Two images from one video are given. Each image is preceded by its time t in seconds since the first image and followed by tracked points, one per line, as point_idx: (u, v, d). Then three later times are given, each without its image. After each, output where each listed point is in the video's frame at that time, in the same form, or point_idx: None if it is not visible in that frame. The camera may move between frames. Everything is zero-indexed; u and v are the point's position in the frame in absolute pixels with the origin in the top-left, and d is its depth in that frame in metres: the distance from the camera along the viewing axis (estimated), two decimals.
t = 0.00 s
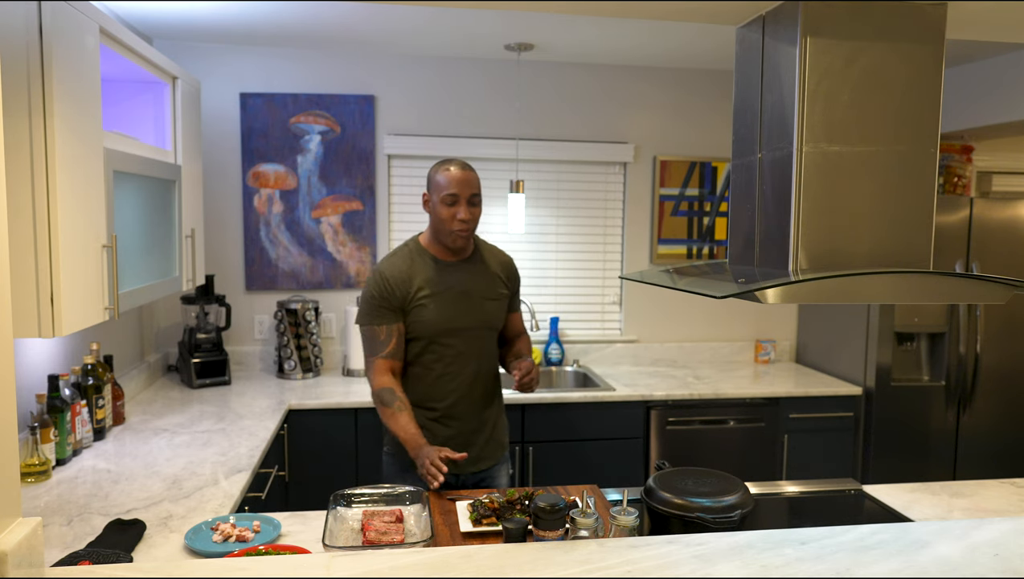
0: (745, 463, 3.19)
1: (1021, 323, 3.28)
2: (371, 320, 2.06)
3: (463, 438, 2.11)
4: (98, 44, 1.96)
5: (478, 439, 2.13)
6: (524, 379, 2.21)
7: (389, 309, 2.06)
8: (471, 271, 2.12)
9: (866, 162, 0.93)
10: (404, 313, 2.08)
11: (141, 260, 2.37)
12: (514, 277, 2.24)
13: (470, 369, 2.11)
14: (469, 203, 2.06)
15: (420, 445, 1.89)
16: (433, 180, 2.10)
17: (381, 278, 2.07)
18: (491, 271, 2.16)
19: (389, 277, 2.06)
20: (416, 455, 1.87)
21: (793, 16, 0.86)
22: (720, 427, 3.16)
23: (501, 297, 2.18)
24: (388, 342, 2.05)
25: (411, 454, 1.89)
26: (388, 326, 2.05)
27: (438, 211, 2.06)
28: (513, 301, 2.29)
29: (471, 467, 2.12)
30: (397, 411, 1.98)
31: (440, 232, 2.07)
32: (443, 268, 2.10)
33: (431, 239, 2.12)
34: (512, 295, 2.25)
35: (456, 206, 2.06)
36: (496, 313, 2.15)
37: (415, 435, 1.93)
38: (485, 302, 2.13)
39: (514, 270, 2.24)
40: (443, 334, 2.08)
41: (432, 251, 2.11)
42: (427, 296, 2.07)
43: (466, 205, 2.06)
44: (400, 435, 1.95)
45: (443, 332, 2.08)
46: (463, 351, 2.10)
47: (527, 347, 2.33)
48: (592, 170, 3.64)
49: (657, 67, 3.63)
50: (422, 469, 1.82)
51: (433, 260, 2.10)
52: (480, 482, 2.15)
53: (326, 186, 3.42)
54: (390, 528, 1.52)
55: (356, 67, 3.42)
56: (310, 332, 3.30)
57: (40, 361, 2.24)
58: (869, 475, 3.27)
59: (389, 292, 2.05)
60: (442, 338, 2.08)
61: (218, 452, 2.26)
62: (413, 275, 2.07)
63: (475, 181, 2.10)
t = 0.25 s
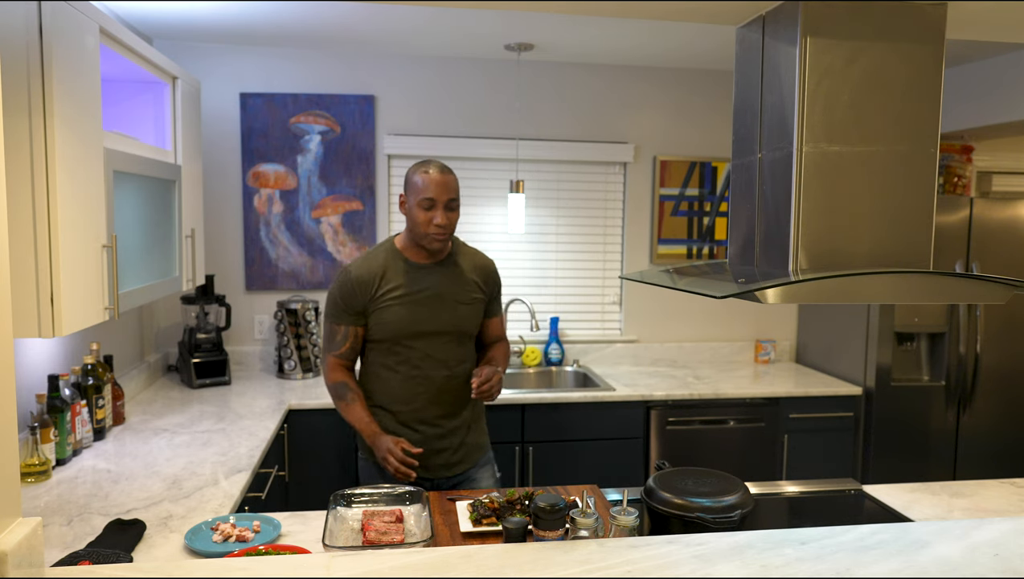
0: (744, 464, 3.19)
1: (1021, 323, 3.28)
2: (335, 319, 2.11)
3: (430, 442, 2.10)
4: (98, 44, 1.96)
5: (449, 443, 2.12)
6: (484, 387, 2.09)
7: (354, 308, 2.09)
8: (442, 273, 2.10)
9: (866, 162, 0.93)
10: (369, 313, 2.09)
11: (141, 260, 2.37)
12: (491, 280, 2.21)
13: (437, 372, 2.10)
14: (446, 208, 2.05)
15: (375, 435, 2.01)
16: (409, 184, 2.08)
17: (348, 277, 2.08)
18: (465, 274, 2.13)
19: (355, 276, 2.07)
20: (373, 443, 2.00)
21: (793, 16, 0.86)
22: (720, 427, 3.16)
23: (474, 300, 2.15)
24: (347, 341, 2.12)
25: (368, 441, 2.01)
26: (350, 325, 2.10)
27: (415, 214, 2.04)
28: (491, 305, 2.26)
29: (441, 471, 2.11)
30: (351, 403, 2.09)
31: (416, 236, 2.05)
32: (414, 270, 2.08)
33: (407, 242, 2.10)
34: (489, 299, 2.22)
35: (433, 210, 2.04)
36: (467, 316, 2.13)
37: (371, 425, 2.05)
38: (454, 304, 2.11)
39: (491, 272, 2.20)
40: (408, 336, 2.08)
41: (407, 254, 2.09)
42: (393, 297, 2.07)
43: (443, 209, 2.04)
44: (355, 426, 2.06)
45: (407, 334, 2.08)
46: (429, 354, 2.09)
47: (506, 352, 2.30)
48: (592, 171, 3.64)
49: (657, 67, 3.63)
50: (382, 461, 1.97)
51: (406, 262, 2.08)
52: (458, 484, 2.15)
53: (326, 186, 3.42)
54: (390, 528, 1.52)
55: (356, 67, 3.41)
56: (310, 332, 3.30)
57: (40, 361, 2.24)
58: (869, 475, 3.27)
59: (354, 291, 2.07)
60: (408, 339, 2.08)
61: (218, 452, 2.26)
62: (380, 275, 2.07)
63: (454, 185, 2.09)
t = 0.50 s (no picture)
0: (744, 464, 3.18)
1: (1021, 323, 3.28)
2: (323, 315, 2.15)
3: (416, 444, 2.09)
4: (98, 44, 1.96)
5: (436, 445, 2.11)
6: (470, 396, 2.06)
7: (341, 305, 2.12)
8: (430, 274, 2.10)
9: (866, 162, 0.93)
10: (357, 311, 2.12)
11: (141, 260, 2.37)
12: (483, 282, 2.19)
13: (422, 373, 2.10)
14: (438, 209, 2.04)
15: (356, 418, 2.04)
16: (403, 183, 2.08)
17: (336, 276, 2.11)
18: (454, 275, 2.12)
19: (343, 274, 2.10)
20: (353, 428, 2.03)
21: (793, 16, 0.86)
22: (720, 427, 3.16)
23: (464, 302, 2.14)
24: (333, 336, 2.16)
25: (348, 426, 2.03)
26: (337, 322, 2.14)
27: (407, 214, 2.04)
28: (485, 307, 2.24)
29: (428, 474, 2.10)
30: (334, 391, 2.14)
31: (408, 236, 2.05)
32: (403, 269, 2.09)
33: (401, 242, 2.11)
34: (481, 300, 2.21)
35: (425, 210, 2.04)
36: (455, 317, 2.12)
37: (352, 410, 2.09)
38: (441, 305, 2.10)
39: (484, 274, 2.19)
40: (393, 336, 2.08)
41: (400, 254, 2.10)
42: (379, 296, 2.09)
43: (435, 210, 2.04)
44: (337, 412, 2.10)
45: (392, 333, 2.08)
46: (413, 354, 2.09)
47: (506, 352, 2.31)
48: (591, 171, 3.64)
49: (657, 67, 3.63)
50: (361, 446, 1.99)
51: (398, 262, 2.09)
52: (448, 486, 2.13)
53: (326, 186, 3.42)
54: (389, 528, 1.52)
55: (356, 67, 3.41)
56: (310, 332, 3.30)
57: (40, 361, 2.24)
58: (869, 475, 3.28)
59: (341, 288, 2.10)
60: (393, 339, 2.08)
61: (217, 452, 2.26)
62: (368, 274, 2.09)
63: (446, 185, 2.08)
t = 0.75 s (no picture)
0: (744, 464, 3.18)
1: (1021, 323, 3.28)
2: (339, 319, 2.13)
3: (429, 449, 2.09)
4: (98, 44, 1.96)
5: (449, 450, 2.10)
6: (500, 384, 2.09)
7: (358, 308, 2.11)
8: (446, 276, 2.10)
9: (866, 162, 0.93)
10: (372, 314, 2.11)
11: (141, 260, 2.37)
12: (500, 284, 2.19)
13: (438, 377, 2.09)
14: (458, 211, 2.03)
15: (387, 417, 1.97)
16: (421, 184, 2.07)
17: (351, 277, 2.11)
18: (470, 277, 2.12)
19: (359, 276, 2.10)
20: (384, 427, 1.96)
21: (793, 16, 0.86)
22: (720, 427, 3.16)
23: (479, 304, 2.13)
24: (349, 340, 2.14)
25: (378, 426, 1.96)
26: (353, 325, 2.12)
27: (426, 217, 2.03)
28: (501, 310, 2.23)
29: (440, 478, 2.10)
30: (360, 394, 2.07)
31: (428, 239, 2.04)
32: (419, 271, 2.09)
33: (420, 244, 2.10)
34: (498, 303, 2.20)
35: (444, 213, 2.03)
36: (470, 320, 2.11)
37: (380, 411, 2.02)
38: (457, 308, 2.10)
39: (500, 277, 2.18)
40: (408, 339, 2.08)
41: (420, 256, 2.10)
42: (394, 299, 2.09)
43: (455, 212, 2.03)
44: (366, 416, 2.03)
45: (407, 337, 2.08)
46: (428, 357, 2.09)
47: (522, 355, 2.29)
48: (591, 171, 3.64)
49: (657, 67, 3.63)
50: (392, 443, 1.92)
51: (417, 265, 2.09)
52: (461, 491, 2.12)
53: (325, 186, 3.42)
54: (390, 528, 1.52)
55: (356, 67, 3.41)
56: (310, 332, 3.30)
57: (40, 362, 2.24)
58: (869, 475, 3.28)
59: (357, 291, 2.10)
60: (408, 342, 2.08)
61: (218, 452, 2.26)
62: (383, 275, 2.10)
63: (464, 185, 2.07)
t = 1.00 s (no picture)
0: (744, 464, 3.18)
1: (1021, 323, 3.28)
2: (379, 320, 2.11)
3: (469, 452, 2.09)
4: (98, 44, 1.96)
5: (489, 453, 2.11)
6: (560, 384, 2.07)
7: (398, 310, 2.10)
8: (490, 280, 2.10)
9: (866, 162, 0.93)
10: (413, 316, 2.10)
11: (141, 260, 2.37)
12: (542, 289, 2.19)
13: (480, 381, 2.09)
14: (504, 214, 2.05)
15: (426, 425, 1.91)
16: (467, 187, 2.09)
17: (393, 278, 2.10)
18: (514, 281, 2.12)
19: (401, 277, 2.09)
20: (421, 436, 1.89)
21: (793, 16, 0.85)
22: (720, 427, 3.16)
23: (523, 309, 2.14)
24: (389, 343, 2.10)
25: (416, 435, 1.90)
26: (393, 327, 2.10)
27: (472, 219, 2.05)
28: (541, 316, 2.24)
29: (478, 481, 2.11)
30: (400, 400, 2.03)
31: (472, 241, 2.06)
32: (463, 273, 2.09)
33: (462, 246, 2.11)
34: (539, 309, 2.20)
35: (490, 216, 2.04)
36: (513, 325, 2.12)
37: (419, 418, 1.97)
38: (501, 312, 2.10)
39: (542, 281, 2.19)
40: (450, 342, 2.08)
41: (462, 258, 2.11)
42: (437, 301, 2.08)
43: (501, 215, 2.05)
44: (404, 423, 1.98)
45: (450, 340, 2.07)
46: (471, 361, 2.08)
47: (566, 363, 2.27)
48: (591, 171, 3.64)
49: (657, 66, 3.63)
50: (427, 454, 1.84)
51: (460, 266, 2.10)
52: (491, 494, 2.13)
53: (326, 186, 3.42)
54: (390, 528, 1.52)
55: (356, 67, 3.42)
56: (310, 331, 3.30)
57: (40, 362, 2.24)
58: (869, 475, 3.28)
59: (399, 292, 2.09)
60: (451, 345, 2.08)
61: (218, 453, 2.26)
62: (426, 277, 2.09)
63: (511, 189, 2.09)
